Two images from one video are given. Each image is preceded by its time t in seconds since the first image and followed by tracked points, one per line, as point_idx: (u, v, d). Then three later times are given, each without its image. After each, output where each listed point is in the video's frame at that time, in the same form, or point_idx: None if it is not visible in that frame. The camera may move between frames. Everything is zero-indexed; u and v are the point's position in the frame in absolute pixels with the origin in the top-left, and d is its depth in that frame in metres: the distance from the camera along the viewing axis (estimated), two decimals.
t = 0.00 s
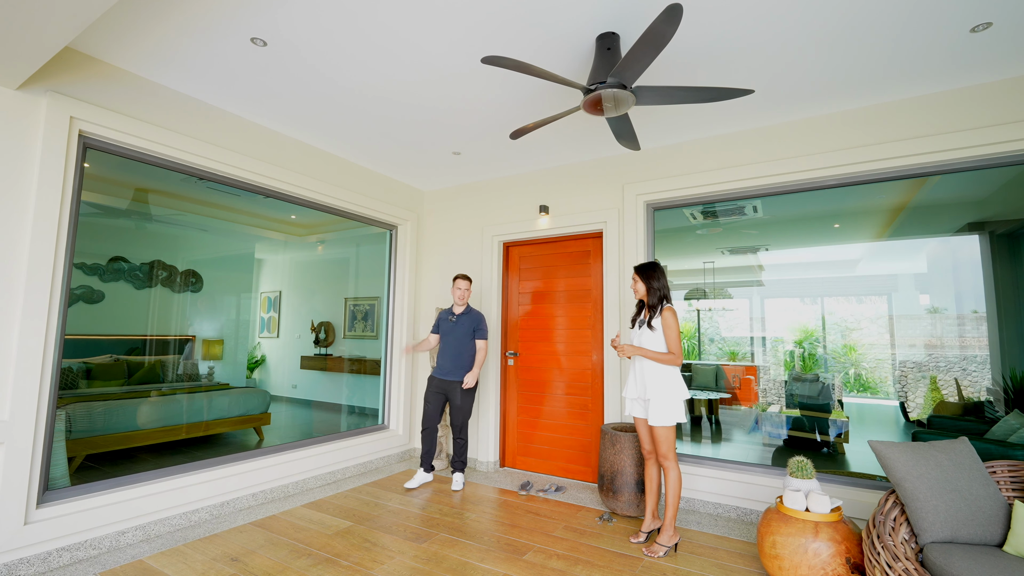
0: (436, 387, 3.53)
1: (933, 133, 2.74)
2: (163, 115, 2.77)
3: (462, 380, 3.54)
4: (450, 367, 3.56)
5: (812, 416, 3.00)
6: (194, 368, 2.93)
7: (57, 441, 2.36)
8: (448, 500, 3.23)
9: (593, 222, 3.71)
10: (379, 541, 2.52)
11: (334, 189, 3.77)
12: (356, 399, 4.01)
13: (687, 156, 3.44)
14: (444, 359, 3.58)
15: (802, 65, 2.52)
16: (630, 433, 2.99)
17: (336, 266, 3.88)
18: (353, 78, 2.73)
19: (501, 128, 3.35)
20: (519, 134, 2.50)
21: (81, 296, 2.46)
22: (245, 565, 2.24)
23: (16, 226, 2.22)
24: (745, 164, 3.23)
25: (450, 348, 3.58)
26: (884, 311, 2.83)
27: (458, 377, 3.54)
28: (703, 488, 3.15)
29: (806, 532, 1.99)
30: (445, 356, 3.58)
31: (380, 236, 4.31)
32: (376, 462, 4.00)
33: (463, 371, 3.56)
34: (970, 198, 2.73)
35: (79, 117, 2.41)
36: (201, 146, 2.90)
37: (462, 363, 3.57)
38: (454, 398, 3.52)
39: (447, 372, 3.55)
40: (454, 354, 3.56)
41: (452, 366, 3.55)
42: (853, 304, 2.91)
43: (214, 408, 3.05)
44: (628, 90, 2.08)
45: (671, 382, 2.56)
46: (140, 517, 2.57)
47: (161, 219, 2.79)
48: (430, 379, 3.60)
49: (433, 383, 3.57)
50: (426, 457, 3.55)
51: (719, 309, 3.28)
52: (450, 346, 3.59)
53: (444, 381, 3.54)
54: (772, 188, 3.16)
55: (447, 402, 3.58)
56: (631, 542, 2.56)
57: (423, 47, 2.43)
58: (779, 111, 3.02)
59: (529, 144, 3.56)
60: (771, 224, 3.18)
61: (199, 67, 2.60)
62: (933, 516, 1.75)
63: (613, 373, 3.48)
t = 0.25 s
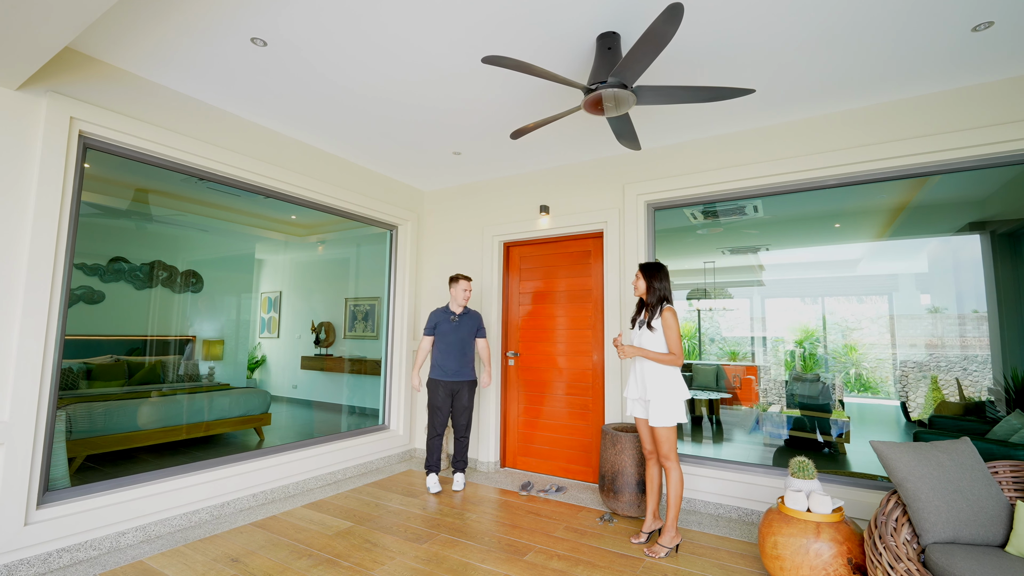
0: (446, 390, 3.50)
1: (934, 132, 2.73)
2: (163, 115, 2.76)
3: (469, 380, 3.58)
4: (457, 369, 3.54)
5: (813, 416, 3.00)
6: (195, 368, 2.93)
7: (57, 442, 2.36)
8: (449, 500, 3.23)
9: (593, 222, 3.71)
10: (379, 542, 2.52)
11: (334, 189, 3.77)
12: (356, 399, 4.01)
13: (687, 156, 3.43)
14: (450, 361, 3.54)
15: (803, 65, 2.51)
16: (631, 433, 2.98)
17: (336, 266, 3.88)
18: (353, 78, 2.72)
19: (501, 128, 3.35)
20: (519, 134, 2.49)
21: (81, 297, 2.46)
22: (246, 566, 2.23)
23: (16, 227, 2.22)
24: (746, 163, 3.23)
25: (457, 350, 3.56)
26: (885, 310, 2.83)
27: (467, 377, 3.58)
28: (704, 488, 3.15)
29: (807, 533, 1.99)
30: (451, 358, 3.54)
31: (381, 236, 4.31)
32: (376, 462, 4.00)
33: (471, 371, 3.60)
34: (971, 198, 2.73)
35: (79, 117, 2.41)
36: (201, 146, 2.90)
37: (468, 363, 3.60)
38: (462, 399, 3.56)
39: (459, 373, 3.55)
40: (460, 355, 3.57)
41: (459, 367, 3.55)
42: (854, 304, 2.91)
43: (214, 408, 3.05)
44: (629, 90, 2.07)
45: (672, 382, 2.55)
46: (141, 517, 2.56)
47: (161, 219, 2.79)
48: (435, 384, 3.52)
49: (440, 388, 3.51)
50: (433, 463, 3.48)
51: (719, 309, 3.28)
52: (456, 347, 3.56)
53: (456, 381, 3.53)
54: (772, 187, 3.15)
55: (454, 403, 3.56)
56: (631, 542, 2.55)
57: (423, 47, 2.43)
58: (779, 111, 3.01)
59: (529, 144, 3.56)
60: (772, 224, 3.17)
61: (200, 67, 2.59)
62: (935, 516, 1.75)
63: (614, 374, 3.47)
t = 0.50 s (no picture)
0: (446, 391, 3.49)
1: (934, 132, 2.73)
2: (163, 116, 2.77)
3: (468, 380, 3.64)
4: (453, 369, 3.55)
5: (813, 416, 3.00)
6: (195, 368, 2.93)
7: (56, 442, 2.36)
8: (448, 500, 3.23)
9: (593, 222, 3.71)
10: (379, 542, 2.52)
11: (334, 189, 3.77)
12: (356, 399, 4.01)
13: (687, 156, 3.43)
14: (447, 361, 3.54)
15: (803, 65, 2.51)
16: (630, 433, 2.98)
17: (336, 267, 3.88)
18: (353, 78, 2.72)
19: (501, 128, 3.35)
20: (518, 134, 2.49)
21: (81, 297, 2.46)
22: (245, 566, 2.23)
23: (16, 228, 2.22)
24: (746, 163, 3.22)
25: (453, 350, 3.58)
26: (885, 310, 2.83)
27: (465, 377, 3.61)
28: (704, 488, 3.15)
29: (806, 533, 1.99)
30: (447, 359, 3.55)
31: (381, 236, 4.31)
32: (376, 462, 4.00)
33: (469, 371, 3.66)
34: (971, 198, 2.73)
35: (79, 117, 2.41)
36: (201, 147, 2.90)
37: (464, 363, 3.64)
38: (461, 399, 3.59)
39: (458, 373, 3.58)
40: (456, 355, 3.59)
41: (456, 367, 3.56)
42: (854, 304, 2.91)
43: (214, 408, 3.05)
44: (628, 90, 2.07)
45: (670, 382, 2.55)
46: (140, 517, 2.56)
47: (161, 219, 2.79)
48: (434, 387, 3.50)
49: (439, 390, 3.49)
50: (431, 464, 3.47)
51: (719, 309, 3.28)
52: (452, 347, 3.58)
53: (456, 382, 3.56)
54: (772, 188, 3.15)
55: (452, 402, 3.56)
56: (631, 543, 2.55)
57: (422, 47, 2.42)
58: (779, 111, 3.01)
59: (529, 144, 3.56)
60: (772, 224, 3.17)
61: (199, 67, 2.59)
62: (934, 517, 1.74)
63: (614, 374, 3.47)
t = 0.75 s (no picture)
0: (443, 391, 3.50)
1: (934, 132, 2.73)
2: (163, 116, 2.77)
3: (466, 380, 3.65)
4: (450, 369, 3.55)
5: (812, 415, 3.00)
6: (196, 368, 2.94)
7: (57, 442, 2.36)
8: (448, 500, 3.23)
9: (593, 222, 3.71)
10: (378, 542, 2.52)
11: (334, 190, 3.78)
12: (356, 399, 4.01)
13: (687, 156, 3.43)
14: (443, 361, 3.55)
15: (802, 64, 2.51)
16: (629, 433, 2.98)
17: (336, 267, 3.88)
18: (353, 78, 2.73)
19: (501, 128, 3.35)
20: (518, 134, 2.50)
21: (82, 297, 2.46)
22: (245, 566, 2.24)
23: (16, 227, 2.23)
24: (746, 163, 3.22)
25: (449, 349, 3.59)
26: (885, 310, 2.83)
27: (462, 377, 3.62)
28: (704, 488, 3.15)
29: (805, 533, 1.99)
30: (443, 358, 3.55)
31: (381, 236, 4.31)
32: (376, 463, 4.00)
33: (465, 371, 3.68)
34: (971, 197, 2.73)
35: (79, 118, 2.42)
36: (201, 147, 2.91)
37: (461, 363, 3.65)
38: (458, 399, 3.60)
39: (456, 373, 3.59)
40: (452, 356, 3.60)
41: (453, 367, 3.57)
42: (854, 304, 2.90)
43: (214, 408, 3.05)
44: (627, 90, 2.07)
45: (667, 382, 2.55)
46: (140, 517, 2.57)
47: (161, 220, 2.79)
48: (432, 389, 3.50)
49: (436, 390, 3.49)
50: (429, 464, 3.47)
51: (719, 309, 3.28)
52: (448, 347, 3.59)
53: (453, 382, 3.57)
54: (772, 187, 3.15)
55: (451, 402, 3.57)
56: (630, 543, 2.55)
57: (422, 47, 2.43)
58: (779, 111, 3.01)
59: (530, 144, 3.56)
60: (771, 224, 3.17)
61: (200, 67, 2.60)
62: (933, 516, 1.75)
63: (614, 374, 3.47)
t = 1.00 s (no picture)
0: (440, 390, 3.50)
1: (934, 132, 2.73)
2: (163, 116, 2.78)
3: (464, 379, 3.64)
4: (448, 369, 3.55)
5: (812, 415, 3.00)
6: (196, 368, 2.94)
7: (56, 441, 2.36)
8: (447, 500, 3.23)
9: (593, 222, 3.71)
10: (378, 542, 2.52)
11: (334, 190, 3.78)
12: (356, 399, 4.01)
13: (687, 157, 3.43)
14: (439, 360, 3.54)
15: (802, 65, 2.51)
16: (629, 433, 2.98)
17: (336, 267, 3.88)
18: (353, 79, 2.73)
19: (500, 129, 3.35)
20: (517, 134, 2.50)
21: (82, 297, 2.47)
22: (244, 566, 2.24)
23: (15, 226, 2.23)
24: (746, 164, 3.22)
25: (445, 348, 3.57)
26: (886, 310, 2.82)
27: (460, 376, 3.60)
28: (703, 489, 3.15)
29: (804, 533, 1.99)
30: (439, 358, 3.54)
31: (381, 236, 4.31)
32: (375, 463, 4.00)
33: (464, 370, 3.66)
34: (971, 198, 2.72)
35: (78, 118, 2.42)
36: (201, 147, 2.91)
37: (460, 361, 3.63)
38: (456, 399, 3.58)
39: (454, 373, 3.58)
40: (450, 355, 3.59)
41: (451, 367, 3.57)
42: (855, 304, 2.90)
43: (214, 409, 3.05)
44: (626, 91, 2.07)
45: (664, 383, 2.55)
46: (140, 517, 2.57)
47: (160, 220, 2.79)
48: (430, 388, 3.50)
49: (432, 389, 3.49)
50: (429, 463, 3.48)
51: (720, 309, 3.28)
52: (445, 346, 3.58)
53: (451, 382, 3.56)
54: (772, 188, 3.15)
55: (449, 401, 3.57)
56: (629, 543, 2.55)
57: (421, 48, 2.43)
58: (779, 111, 3.01)
59: (530, 144, 3.56)
60: (771, 224, 3.17)
61: (200, 68, 2.60)
62: (933, 517, 1.74)
63: (614, 374, 3.47)
